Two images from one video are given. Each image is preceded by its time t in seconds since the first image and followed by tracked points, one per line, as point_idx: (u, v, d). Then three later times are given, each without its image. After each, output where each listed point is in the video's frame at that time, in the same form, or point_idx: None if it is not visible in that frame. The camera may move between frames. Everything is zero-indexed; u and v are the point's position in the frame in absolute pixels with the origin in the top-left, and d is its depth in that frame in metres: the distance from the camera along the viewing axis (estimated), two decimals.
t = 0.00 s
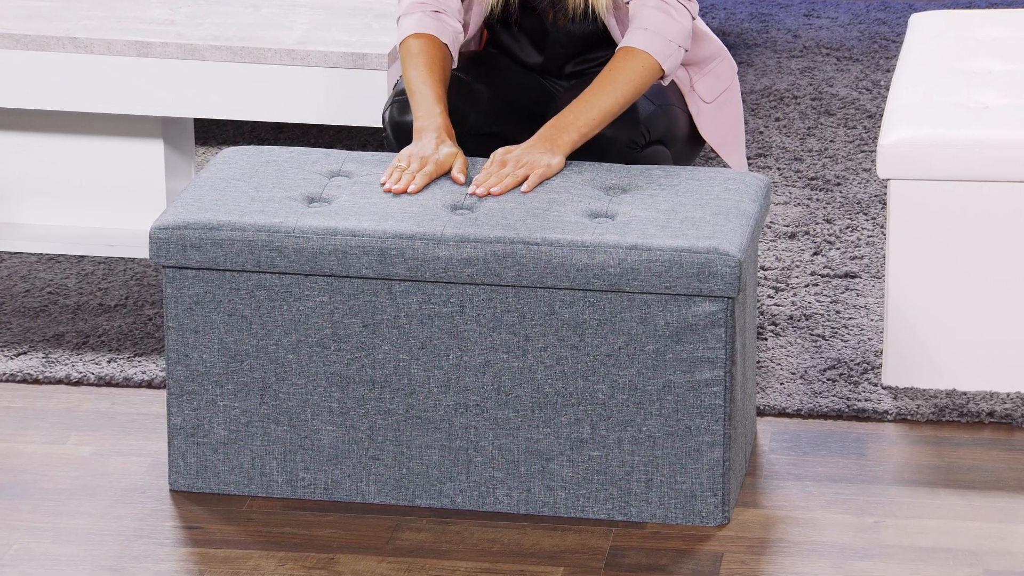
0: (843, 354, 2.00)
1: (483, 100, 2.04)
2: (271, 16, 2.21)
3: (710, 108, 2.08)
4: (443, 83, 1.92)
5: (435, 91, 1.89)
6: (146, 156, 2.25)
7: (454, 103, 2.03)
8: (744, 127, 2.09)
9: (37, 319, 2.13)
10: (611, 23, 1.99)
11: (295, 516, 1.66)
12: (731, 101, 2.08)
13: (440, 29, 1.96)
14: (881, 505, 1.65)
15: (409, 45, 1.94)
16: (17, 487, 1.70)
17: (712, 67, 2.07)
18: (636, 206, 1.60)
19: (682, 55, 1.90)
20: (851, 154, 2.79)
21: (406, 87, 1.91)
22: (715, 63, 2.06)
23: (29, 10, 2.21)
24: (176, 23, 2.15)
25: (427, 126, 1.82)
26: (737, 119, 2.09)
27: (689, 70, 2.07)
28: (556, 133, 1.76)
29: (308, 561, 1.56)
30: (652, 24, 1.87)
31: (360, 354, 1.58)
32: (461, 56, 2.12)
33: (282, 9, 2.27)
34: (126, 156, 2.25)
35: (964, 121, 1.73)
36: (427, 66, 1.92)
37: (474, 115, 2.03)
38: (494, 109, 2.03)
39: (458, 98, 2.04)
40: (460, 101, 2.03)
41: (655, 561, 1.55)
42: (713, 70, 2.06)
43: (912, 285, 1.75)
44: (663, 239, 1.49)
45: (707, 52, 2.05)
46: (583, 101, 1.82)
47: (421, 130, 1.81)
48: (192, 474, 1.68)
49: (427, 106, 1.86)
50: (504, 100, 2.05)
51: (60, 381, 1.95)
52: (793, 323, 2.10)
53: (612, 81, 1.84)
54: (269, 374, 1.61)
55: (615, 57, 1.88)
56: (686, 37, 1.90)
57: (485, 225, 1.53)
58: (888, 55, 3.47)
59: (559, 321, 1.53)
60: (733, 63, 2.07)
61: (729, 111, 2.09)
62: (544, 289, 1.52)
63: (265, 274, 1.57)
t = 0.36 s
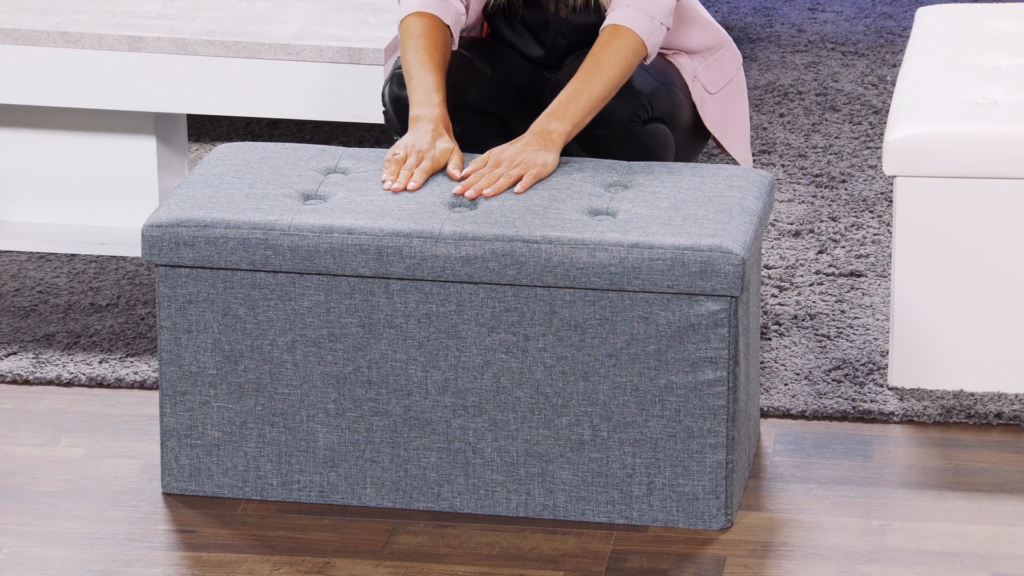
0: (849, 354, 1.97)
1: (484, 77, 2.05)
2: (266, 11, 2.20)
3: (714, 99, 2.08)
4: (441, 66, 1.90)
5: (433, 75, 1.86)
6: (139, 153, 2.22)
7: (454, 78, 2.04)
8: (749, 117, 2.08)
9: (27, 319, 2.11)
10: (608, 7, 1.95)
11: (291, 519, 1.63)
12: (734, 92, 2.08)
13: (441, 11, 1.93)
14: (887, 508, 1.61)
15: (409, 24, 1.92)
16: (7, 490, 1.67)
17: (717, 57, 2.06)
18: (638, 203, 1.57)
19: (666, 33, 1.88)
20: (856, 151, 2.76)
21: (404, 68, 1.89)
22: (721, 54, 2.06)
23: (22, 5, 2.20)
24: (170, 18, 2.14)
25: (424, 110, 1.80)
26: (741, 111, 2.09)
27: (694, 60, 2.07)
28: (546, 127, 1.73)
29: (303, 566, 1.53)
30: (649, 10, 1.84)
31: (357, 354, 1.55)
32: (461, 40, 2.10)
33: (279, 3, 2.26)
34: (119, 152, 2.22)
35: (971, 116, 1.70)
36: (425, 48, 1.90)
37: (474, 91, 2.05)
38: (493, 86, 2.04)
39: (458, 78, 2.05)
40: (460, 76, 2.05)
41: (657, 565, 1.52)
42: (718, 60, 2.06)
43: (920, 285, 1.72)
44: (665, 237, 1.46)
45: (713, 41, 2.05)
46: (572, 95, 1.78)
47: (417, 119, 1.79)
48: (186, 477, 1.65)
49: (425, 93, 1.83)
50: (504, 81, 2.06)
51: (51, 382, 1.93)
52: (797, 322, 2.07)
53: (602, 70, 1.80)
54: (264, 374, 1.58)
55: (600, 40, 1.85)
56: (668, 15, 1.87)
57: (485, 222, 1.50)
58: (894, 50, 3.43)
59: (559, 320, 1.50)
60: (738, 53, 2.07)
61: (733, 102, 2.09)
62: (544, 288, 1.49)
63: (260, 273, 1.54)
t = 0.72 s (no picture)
0: (850, 354, 1.96)
1: (489, 77, 2.04)
2: (263, 9, 2.19)
3: (728, 88, 2.09)
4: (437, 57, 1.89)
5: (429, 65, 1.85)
6: (137, 151, 2.21)
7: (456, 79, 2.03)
8: (765, 102, 2.08)
9: (23, 319, 2.10)
10: None
11: (289, 520, 1.62)
12: (749, 77, 2.09)
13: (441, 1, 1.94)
14: (889, 509, 1.60)
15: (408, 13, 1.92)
16: (4, 490, 1.66)
17: (725, 44, 2.08)
18: (638, 202, 1.56)
19: (665, 17, 1.89)
20: (858, 149, 2.75)
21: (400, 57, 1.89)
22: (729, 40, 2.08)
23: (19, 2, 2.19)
24: (168, 16, 2.13)
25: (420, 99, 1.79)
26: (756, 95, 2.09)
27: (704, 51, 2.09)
28: (540, 107, 1.73)
29: (301, 567, 1.52)
30: None
31: (356, 353, 1.54)
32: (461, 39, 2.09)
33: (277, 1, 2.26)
34: (116, 151, 2.21)
35: (973, 114, 1.69)
36: (422, 38, 1.90)
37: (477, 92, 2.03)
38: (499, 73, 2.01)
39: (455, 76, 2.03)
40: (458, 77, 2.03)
41: (657, 567, 1.51)
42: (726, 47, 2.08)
43: (926, 287, 1.71)
44: (665, 236, 1.45)
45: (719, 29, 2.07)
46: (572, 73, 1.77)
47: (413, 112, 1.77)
48: (183, 478, 1.64)
49: (421, 84, 1.81)
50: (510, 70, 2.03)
51: (47, 382, 1.92)
52: (799, 323, 2.06)
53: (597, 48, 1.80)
54: (262, 374, 1.57)
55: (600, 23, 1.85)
56: None
57: (484, 221, 1.49)
58: (896, 48, 3.42)
59: (559, 320, 1.49)
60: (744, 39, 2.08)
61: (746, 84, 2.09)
62: (543, 287, 1.48)
63: (258, 272, 1.53)
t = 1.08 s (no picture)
0: (850, 354, 1.96)
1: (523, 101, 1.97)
2: (263, 9, 2.19)
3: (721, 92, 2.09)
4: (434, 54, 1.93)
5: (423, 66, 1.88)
6: (137, 151, 2.21)
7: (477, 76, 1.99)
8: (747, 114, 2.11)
9: (23, 319, 2.10)
10: None
11: (289, 520, 1.62)
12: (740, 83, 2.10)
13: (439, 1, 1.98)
14: (889, 510, 1.60)
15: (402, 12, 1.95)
16: (3, 491, 1.66)
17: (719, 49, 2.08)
18: (638, 202, 1.55)
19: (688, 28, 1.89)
20: (858, 149, 2.75)
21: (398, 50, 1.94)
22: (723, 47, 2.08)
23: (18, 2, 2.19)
24: (168, 16, 2.13)
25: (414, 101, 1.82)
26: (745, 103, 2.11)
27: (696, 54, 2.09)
28: (550, 108, 1.75)
29: (301, 567, 1.52)
30: None
31: (355, 353, 1.54)
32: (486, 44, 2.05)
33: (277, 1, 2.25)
34: (115, 151, 2.21)
35: (974, 115, 1.69)
36: (423, 34, 1.95)
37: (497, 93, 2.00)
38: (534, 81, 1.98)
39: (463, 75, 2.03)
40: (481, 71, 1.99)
41: (657, 567, 1.51)
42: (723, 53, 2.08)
43: (926, 287, 1.71)
44: (665, 236, 1.45)
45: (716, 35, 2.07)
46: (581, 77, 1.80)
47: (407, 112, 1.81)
48: (183, 478, 1.64)
49: (414, 86, 1.85)
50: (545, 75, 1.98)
51: (47, 382, 1.92)
52: (798, 323, 2.06)
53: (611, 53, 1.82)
54: (262, 374, 1.57)
55: (619, 26, 1.86)
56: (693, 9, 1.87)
57: (483, 220, 1.49)
58: (896, 48, 3.42)
59: (559, 320, 1.49)
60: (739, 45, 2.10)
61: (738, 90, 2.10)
62: (543, 287, 1.48)
63: (258, 272, 1.53)
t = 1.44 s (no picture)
0: (850, 355, 1.96)
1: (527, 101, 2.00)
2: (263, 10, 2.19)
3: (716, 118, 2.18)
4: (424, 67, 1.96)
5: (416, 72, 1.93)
6: (136, 151, 2.21)
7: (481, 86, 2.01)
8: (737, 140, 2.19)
9: (23, 320, 2.10)
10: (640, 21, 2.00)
11: (288, 520, 1.62)
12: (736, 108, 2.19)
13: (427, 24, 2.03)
14: (889, 510, 1.60)
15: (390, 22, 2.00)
16: (3, 491, 1.66)
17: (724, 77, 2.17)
18: (638, 202, 1.55)
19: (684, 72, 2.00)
20: (858, 149, 2.75)
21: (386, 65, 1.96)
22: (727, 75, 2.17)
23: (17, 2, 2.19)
24: (167, 17, 2.13)
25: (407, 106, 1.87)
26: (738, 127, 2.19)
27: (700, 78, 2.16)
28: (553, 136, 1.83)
29: (301, 567, 1.52)
30: (661, 38, 1.95)
31: (355, 354, 1.54)
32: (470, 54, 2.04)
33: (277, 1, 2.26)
34: (115, 151, 2.21)
35: (974, 115, 1.69)
36: (410, 48, 1.97)
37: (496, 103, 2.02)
38: (552, 53, 1.95)
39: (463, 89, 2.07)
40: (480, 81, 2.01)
41: (657, 568, 1.51)
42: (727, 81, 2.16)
43: (928, 287, 1.71)
44: (664, 236, 1.45)
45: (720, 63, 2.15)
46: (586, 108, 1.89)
47: (400, 117, 1.85)
48: (183, 479, 1.64)
49: (405, 93, 1.90)
50: (562, 51, 1.95)
51: (47, 382, 1.92)
52: (799, 323, 2.06)
53: (614, 91, 1.91)
54: (262, 374, 1.57)
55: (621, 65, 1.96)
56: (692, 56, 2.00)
57: (484, 221, 1.49)
58: (896, 48, 3.42)
59: (559, 321, 1.49)
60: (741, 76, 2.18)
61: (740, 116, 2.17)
62: (543, 288, 1.48)
63: (258, 272, 1.53)
